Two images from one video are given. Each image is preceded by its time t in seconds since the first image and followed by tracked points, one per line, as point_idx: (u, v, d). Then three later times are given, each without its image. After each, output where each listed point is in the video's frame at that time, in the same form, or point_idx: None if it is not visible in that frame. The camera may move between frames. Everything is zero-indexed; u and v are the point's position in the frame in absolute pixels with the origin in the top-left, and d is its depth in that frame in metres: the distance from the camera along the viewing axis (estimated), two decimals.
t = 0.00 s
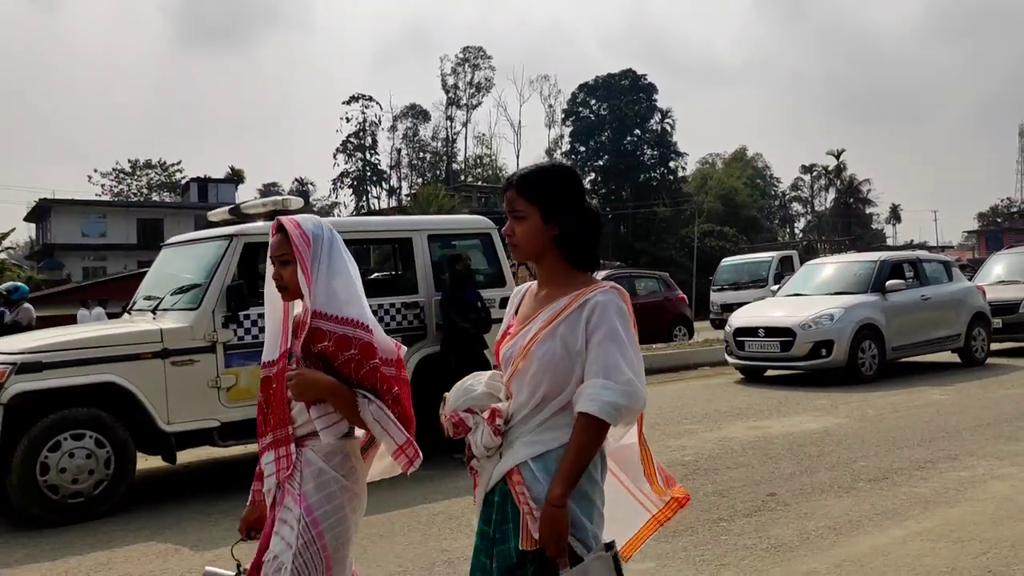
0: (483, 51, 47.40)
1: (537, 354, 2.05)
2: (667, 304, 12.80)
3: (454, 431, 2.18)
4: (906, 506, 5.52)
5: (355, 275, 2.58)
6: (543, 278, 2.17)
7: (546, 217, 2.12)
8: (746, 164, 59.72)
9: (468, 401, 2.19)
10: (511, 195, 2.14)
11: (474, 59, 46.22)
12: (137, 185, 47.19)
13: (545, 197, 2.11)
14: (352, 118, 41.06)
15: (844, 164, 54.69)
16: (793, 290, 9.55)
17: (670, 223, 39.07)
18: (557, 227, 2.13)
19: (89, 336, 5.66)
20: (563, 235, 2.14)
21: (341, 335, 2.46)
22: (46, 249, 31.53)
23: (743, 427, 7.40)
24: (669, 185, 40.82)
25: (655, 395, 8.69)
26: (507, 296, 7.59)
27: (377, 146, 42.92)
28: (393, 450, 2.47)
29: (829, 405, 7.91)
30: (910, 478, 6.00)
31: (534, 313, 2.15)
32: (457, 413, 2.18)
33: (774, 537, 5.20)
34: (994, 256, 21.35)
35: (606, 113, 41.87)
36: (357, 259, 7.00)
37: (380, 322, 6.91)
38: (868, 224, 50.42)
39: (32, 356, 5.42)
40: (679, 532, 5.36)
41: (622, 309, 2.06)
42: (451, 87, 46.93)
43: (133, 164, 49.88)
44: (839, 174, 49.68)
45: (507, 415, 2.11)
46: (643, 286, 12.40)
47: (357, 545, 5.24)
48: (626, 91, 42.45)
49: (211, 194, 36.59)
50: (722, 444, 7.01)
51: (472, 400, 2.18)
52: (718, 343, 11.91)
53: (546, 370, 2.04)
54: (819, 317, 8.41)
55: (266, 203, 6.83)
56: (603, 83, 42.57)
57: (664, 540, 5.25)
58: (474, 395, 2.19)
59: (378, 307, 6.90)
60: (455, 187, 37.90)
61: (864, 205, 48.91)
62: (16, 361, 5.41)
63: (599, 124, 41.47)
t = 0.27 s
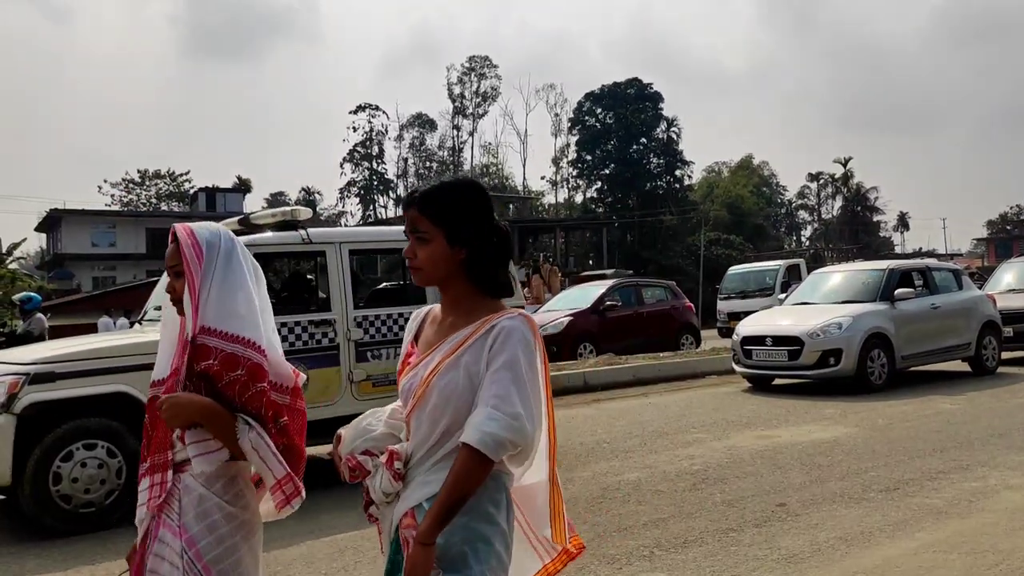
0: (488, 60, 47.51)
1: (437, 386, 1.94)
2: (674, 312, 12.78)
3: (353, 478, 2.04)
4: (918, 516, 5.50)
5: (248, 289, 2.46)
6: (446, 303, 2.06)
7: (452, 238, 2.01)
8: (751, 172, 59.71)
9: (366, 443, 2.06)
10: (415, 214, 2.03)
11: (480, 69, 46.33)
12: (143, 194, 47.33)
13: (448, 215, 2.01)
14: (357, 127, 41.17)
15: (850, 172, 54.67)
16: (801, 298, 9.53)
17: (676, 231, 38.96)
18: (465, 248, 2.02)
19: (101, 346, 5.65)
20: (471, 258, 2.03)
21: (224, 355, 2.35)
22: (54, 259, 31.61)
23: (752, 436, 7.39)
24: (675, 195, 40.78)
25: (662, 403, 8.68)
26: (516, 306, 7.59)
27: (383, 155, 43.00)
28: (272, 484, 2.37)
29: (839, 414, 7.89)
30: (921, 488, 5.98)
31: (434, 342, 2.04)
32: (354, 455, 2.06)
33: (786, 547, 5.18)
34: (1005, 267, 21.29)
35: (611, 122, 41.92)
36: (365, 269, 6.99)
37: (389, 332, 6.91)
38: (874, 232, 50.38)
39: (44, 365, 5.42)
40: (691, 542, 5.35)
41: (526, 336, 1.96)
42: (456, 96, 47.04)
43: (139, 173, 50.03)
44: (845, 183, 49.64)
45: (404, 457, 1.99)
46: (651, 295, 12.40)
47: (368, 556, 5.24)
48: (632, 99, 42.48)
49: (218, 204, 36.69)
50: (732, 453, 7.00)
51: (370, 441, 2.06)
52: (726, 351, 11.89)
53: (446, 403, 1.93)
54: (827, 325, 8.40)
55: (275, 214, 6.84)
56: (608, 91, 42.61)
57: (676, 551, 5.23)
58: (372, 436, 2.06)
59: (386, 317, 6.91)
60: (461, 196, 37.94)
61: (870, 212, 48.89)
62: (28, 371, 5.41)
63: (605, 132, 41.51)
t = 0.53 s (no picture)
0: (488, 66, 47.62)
1: (278, 406, 1.79)
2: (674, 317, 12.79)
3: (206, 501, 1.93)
4: (918, 521, 5.50)
5: (104, 299, 2.15)
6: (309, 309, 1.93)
7: (314, 237, 1.89)
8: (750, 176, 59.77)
9: (220, 466, 1.96)
10: (277, 209, 1.91)
11: (479, 74, 46.40)
12: (143, 200, 47.40)
13: (310, 211, 1.90)
14: (356, 132, 41.23)
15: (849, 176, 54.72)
16: (801, 303, 9.53)
17: (676, 237, 38.85)
18: (329, 248, 1.90)
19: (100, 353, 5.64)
20: (335, 258, 1.91)
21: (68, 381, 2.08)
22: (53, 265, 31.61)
23: (752, 441, 7.38)
24: (675, 199, 40.77)
25: (662, 408, 8.68)
26: (515, 311, 7.59)
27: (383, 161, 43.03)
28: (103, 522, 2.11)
29: (838, 418, 7.89)
30: (921, 493, 5.98)
31: (290, 358, 1.90)
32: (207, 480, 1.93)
33: (786, 553, 5.18)
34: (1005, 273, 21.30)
35: (610, 126, 41.97)
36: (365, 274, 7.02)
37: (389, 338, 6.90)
38: (874, 236, 50.42)
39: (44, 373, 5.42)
40: (690, 547, 5.35)
41: (379, 350, 1.79)
42: (456, 102, 47.12)
43: (139, 180, 50.07)
44: (844, 187, 49.68)
45: (251, 485, 1.84)
46: (650, 300, 12.41)
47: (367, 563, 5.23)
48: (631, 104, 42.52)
49: (217, 210, 36.72)
50: (731, 458, 7.00)
51: (223, 465, 1.95)
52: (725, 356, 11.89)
53: (285, 423, 1.78)
54: (827, 330, 8.41)
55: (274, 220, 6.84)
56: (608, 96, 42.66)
57: (677, 557, 5.23)
58: (226, 459, 1.96)
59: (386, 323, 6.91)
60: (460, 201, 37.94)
61: (869, 217, 48.95)
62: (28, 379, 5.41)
63: (604, 137, 41.57)
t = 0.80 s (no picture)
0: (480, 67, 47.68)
1: (70, 454, 1.58)
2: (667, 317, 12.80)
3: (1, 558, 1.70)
4: (909, 521, 5.51)
5: None
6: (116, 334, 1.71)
7: (114, 252, 1.68)
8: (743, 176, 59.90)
9: (22, 512, 1.72)
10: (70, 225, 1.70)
11: (472, 75, 46.39)
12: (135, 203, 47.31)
13: (107, 225, 1.68)
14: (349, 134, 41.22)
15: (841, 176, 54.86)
16: (792, 303, 9.55)
17: (669, 237, 39.32)
18: (132, 261, 1.68)
19: (90, 357, 5.63)
20: (140, 272, 1.69)
21: None
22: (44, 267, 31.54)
23: (744, 442, 7.39)
24: (667, 199, 40.81)
25: (655, 409, 8.68)
26: (507, 312, 7.58)
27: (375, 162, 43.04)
28: None
29: (830, 419, 7.90)
30: (912, 493, 5.99)
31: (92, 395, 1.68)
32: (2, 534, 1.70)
33: (777, 553, 5.19)
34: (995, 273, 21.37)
35: (603, 127, 41.99)
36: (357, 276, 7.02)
37: (380, 340, 6.90)
38: (866, 236, 50.61)
39: (34, 377, 5.41)
40: (682, 548, 5.35)
41: (180, 389, 1.57)
42: (448, 103, 47.12)
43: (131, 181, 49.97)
44: (836, 187, 49.78)
45: (50, 540, 1.62)
46: (644, 300, 12.41)
47: (358, 566, 5.22)
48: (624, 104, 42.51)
49: (209, 212, 36.68)
50: (724, 459, 7.00)
51: (26, 511, 1.71)
52: (718, 356, 11.91)
53: (76, 474, 1.56)
54: (818, 330, 8.42)
55: (264, 222, 6.83)
56: (600, 97, 42.71)
57: (668, 558, 5.23)
58: (29, 504, 1.72)
59: (377, 325, 6.91)
60: (452, 203, 37.91)
61: (861, 217, 49.13)
62: (18, 383, 5.39)
63: (596, 138, 41.64)
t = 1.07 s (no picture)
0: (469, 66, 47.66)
1: None
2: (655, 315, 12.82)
3: None
4: (893, 517, 5.54)
5: None
6: None
7: None
8: (732, 175, 60.08)
9: None
10: None
11: (460, 73, 46.39)
12: (123, 202, 47.10)
13: None
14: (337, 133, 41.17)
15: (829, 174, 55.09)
16: (779, 301, 9.58)
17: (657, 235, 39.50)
18: None
19: (74, 356, 5.60)
20: None
21: None
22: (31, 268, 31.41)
23: (730, 439, 7.41)
24: (655, 198, 40.91)
25: (642, 407, 8.69)
26: (493, 310, 7.58)
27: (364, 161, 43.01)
28: None
29: (816, 416, 7.93)
30: (897, 489, 6.02)
31: None
32: None
33: (762, 550, 5.20)
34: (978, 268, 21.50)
35: (591, 125, 42.04)
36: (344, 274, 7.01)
37: (367, 338, 6.89)
38: (854, 234, 50.83)
39: (17, 376, 5.39)
40: (668, 546, 5.36)
41: None
42: (437, 102, 47.11)
43: (119, 181, 49.79)
44: (824, 185, 49.97)
45: None
46: (631, 298, 12.43)
47: (344, 564, 5.22)
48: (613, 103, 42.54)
49: (196, 211, 36.60)
50: (710, 456, 7.02)
51: None
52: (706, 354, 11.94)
53: None
54: (804, 328, 8.45)
55: (250, 221, 6.82)
56: (589, 96, 42.72)
57: (653, 555, 5.24)
58: None
59: (364, 323, 6.90)
60: (441, 201, 37.90)
61: (849, 215, 49.35)
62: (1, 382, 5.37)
63: (585, 137, 41.68)
